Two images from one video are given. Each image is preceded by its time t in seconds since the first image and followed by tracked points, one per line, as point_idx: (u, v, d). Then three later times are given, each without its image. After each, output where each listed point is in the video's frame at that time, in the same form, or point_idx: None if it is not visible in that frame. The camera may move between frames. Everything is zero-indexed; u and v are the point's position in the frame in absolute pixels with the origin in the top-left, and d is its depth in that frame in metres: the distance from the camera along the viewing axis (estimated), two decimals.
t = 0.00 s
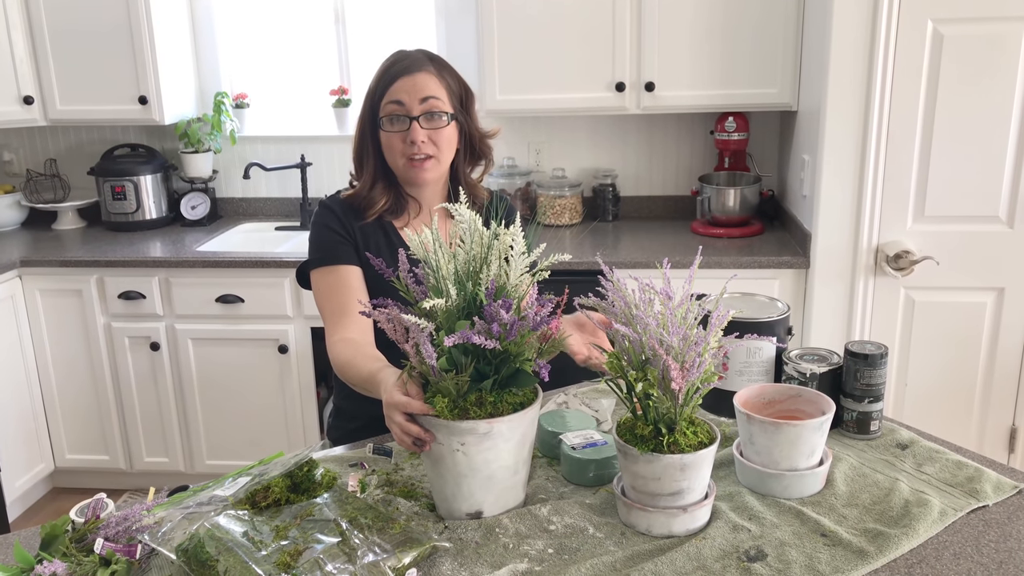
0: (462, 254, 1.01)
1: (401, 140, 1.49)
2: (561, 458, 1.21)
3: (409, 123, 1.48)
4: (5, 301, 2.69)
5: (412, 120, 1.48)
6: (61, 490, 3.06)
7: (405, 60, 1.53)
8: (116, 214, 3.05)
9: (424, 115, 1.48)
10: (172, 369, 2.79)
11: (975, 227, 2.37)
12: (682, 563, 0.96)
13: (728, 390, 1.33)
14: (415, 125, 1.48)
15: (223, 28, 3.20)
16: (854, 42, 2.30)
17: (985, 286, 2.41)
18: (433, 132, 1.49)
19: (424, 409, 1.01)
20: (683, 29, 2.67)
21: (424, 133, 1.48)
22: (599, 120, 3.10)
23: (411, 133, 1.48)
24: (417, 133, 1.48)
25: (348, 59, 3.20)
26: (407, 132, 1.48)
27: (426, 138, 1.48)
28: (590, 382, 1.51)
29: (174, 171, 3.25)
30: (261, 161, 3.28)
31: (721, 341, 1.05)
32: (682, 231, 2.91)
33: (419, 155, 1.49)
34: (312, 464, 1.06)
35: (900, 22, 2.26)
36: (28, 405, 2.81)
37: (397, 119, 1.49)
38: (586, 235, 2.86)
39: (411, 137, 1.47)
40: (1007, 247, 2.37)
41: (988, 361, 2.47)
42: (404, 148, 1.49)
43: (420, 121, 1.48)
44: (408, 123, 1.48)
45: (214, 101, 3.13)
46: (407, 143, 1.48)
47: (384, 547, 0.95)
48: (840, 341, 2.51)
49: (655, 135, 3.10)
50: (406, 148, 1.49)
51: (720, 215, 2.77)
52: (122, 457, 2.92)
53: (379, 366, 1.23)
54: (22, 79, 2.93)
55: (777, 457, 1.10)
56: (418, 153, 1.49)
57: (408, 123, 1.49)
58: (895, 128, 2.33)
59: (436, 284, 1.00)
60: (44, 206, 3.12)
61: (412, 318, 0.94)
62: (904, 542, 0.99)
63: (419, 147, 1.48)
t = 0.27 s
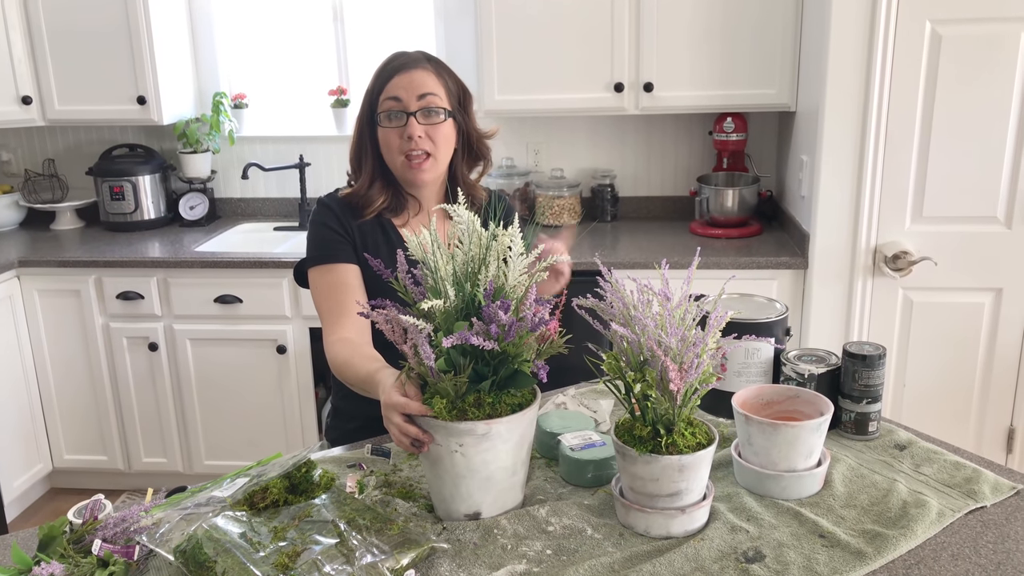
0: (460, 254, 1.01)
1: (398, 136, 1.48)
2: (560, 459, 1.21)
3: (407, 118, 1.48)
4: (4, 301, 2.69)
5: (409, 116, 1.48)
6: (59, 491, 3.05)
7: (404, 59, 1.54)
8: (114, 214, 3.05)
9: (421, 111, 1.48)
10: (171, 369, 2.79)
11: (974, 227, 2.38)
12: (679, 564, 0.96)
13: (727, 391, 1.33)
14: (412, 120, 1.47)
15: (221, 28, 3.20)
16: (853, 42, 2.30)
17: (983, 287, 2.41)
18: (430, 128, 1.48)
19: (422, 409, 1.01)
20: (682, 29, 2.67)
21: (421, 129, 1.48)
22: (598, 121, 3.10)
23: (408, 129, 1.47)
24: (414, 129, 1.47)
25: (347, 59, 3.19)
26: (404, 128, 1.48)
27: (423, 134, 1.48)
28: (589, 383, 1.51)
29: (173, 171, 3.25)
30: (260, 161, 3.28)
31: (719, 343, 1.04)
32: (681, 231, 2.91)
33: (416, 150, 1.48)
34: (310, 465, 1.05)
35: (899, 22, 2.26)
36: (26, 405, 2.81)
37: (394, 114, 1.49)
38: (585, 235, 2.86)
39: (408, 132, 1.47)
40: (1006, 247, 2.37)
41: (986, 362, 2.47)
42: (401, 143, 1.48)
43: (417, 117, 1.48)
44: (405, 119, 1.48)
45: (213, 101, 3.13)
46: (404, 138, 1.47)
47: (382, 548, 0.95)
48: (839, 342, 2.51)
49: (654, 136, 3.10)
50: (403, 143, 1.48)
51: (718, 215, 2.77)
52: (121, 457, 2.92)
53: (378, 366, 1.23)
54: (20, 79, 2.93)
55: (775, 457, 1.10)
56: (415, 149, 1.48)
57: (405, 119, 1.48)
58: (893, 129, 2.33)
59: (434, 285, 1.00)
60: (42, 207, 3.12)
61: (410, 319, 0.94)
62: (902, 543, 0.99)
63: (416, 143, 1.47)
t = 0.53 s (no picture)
0: (457, 255, 1.01)
1: (392, 137, 1.48)
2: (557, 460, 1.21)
3: (400, 119, 1.48)
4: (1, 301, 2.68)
5: (402, 116, 1.48)
6: (56, 492, 3.05)
7: (395, 59, 1.53)
8: (112, 214, 3.04)
9: (414, 111, 1.48)
10: (168, 370, 2.79)
11: (971, 228, 2.38)
12: (677, 565, 0.96)
13: (725, 391, 1.33)
14: (405, 121, 1.47)
15: (219, 28, 3.20)
16: (851, 42, 2.30)
17: (980, 287, 2.41)
18: (423, 127, 1.48)
19: (420, 410, 1.01)
20: (680, 30, 2.67)
21: (414, 129, 1.48)
22: (596, 121, 3.10)
23: (401, 129, 1.47)
24: (407, 129, 1.47)
25: (344, 59, 3.19)
26: (397, 128, 1.48)
27: (417, 134, 1.48)
28: (587, 383, 1.51)
29: (170, 172, 3.25)
30: (258, 161, 3.27)
31: (717, 343, 1.04)
32: (679, 231, 2.91)
33: (410, 151, 1.48)
34: (308, 465, 1.05)
35: (896, 23, 2.26)
36: (23, 406, 2.81)
37: (387, 115, 1.49)
38: (583, 236, 2.86)
39: (402, 133, 1.47)
40: (1003, 248, 2.37)
41: (983, 363, 2.47)
42: (395, 144, 1.48)
43: (410, 117, 1.48)
44: (398, 119, 1.48)
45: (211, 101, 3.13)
46: (398, 139, 1.47)
47: (380, 549, 0.95)
48: (836, 342, 2.52)
49: (652, 136, 3.10)
50: (397, 144, 1.48)
51: (716, 216, 2.77)
52: (118, 457, 2.91)
53: (376, 367, 1.22)
54: (17, 79, 2.93)
55: (773, 458, 1.10)
56: (409, 149, 1.48)
57: (398, 120, 1.48)
58: (891, 129, 2.33)
59: (432, 286, 1.00)
60: (40, 207, 3.11)
61: (407, 320, 0.94)
62: (899, 543, 0.99)
63: (410, 143, 1.47)
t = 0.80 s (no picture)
0: (456, 255, 1.01)
1: (386, 140, 1.49)
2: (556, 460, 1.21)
3: (394, 123, 1.48)
4: None
5: (396, 120, 1.48)
6: (54, 492, 3.05)
7: (388, 62, 1.53)
8: (110, 215, 3.04)
9: (408, 114, 1.48)
10: (167, 370, 2.79)
11: (969, 228, 2.38)
12: (676, 565, 0.96)
13: (723, 391, 1.33)
14: (400, 125, 1.48)
15: (217, 28, 3.20)
16: (849, 43, 2.30)
17: (978, 287, 2.42)
18: (418, 130, 1.48)
19: (418, 410, 1.01)
20: (678, 30, 2.67)
21: (409, 132, 1.48)
22: (594, 121, 3.10)
23: (395, 132, 1.47)
24: (401, 132, 1.47)
25: (343, 59, 3.19)
26: (391, 132, 1.48)
27: (411, 137, 1.48)
28: (586, 383, 1.52)
29: (169, 172, 3.24)
30: (256, 162, 3.27)
31: (716, 343, 1.04)
32: (677, 232, 2.91)
33: (405, 154, 1.48)
34: (307, 465, 1.05)
35: (894, 24, 2.26)
36: (21, 406, 2.81)
37: (381, 119, 1.49)
38: (581, 236, 2.86)
39: (396, 136, 1.47)
40: (1001, 248, 2.38)
41: (981, 363, 2.48)
42: (389, 148, 1.48)
43: (404, 121, 1.48)
44: (392, 123, 1.48)
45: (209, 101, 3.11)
46: (392, 142, 1.48)
47: (379, 549, 0.95)
48: (834, 343, 2.52)
49: (650, 137, 3.10)
50: (391, 148, 1.48)
51: (715, 216, 2.78)
52: (116, 457, 2.91)
53: (375, 369, 1.22)
54: (15, 79, 2.93)
55: (771, 458, 1.10)
56: (404, 152, 1.48)
57: (392, 123, 1.48)
58: (889, 130, 2.34)
59: (431, 286, 1.00)
60: (38, 207, 3.11)
61: (407, 320, 0.94)
62: (897, 543, 0.99)
63: (404, 146, 1.47)
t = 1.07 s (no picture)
0: (456, 255, 1.01)
1: (387, 142, 1.49)
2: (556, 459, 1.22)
3: (395, 124, 1.48)
4: None
5: (397, 121, 1.48)
6: (54, 492, 3.05)
7: (389, 62, 1.53)
8: (110, 215, 3.04)
9: (409, 115, 1.48)
10: (166, 370, 2.79)
11: (967, 229, 2.38)
12: (675, 564, 0.97)
13: (722, 391, 1.33)
14: (400, 126, 1.48)
15: (217, 28, 3.20)
16: (848, 43, 2.31)
17: (977, 287, 2.42)
18: (419, 132, 1.49)
19: (418, 410, 1.01)
20: (678, 30, 2.67)
21: (410, 133, 1.48)
22: (594, 121, 3.10)
23: (396, 134, 1.48)
24: (402, 134, 1.48)
25: (342, 59, 3.19)
26: (392, 133, 1.48)
27: (412, 139, 1.48)
28: (585, 383, 1.52)
29: (168, 172, 3.24)
30: (256, 162, 3.27)
31: (715, 343, 1.04)
32: (677, 232, 2.91)
33: (406, 155, 1.48)
34: (307, 465, 1.05)
35: (893, 24, 2.27)
36: (21, 406, 2.81)
37: (382, 120, 1.49)
38: (580, 236, 2.87)
39: (397, 138, 1.47)
40: (999, 248, 2.38)
41: (980, 363, 2.48)
42: (391, 149, 1.49)
43: (405, 122, 1.48)
44: (392, 124, 1.48)
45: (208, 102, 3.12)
46: (393, 144, 1.48)
47: (379, 548, 0.95)
48: (833, 342, 2.52)
49: (649, 137, 3.11)
50: (393, 149, 1.48)
51: (714, 216, 2.78)
52: (116, 457, 2.91)
53: (374, 369, 1.23)
54: (15, 79, 2.93)
55: (770, 457, 1.10)
56: (405, 154, 1.48)
57: (393, 125, 1.49)
58: (888, 130, 2.34)
59: (430, 286, 1.00)
60: (38, 207, 3.11)
61: (407, 320, 0.94)
62: (897, 543, 0.99)
63: (405, 148, 1.48)
